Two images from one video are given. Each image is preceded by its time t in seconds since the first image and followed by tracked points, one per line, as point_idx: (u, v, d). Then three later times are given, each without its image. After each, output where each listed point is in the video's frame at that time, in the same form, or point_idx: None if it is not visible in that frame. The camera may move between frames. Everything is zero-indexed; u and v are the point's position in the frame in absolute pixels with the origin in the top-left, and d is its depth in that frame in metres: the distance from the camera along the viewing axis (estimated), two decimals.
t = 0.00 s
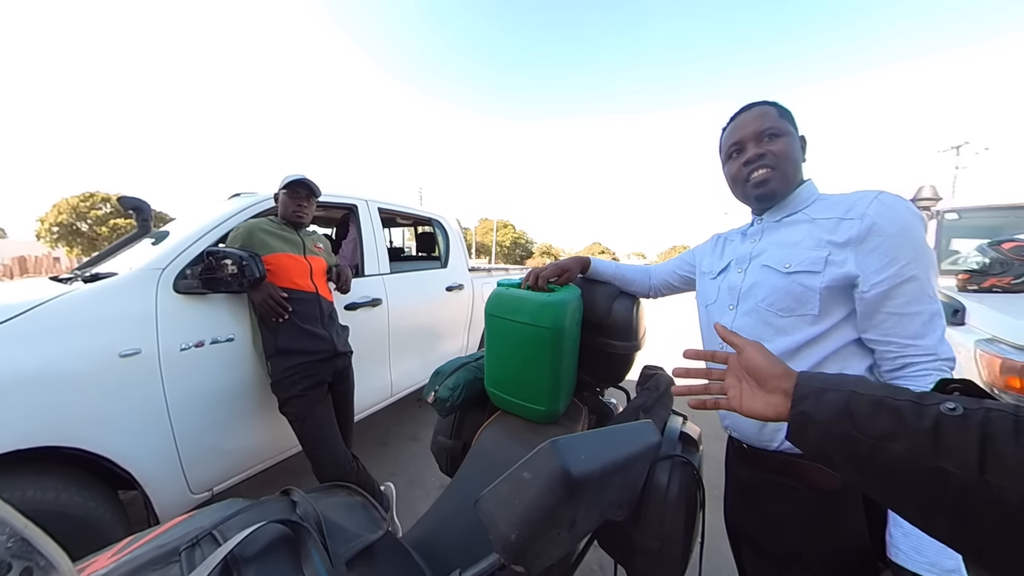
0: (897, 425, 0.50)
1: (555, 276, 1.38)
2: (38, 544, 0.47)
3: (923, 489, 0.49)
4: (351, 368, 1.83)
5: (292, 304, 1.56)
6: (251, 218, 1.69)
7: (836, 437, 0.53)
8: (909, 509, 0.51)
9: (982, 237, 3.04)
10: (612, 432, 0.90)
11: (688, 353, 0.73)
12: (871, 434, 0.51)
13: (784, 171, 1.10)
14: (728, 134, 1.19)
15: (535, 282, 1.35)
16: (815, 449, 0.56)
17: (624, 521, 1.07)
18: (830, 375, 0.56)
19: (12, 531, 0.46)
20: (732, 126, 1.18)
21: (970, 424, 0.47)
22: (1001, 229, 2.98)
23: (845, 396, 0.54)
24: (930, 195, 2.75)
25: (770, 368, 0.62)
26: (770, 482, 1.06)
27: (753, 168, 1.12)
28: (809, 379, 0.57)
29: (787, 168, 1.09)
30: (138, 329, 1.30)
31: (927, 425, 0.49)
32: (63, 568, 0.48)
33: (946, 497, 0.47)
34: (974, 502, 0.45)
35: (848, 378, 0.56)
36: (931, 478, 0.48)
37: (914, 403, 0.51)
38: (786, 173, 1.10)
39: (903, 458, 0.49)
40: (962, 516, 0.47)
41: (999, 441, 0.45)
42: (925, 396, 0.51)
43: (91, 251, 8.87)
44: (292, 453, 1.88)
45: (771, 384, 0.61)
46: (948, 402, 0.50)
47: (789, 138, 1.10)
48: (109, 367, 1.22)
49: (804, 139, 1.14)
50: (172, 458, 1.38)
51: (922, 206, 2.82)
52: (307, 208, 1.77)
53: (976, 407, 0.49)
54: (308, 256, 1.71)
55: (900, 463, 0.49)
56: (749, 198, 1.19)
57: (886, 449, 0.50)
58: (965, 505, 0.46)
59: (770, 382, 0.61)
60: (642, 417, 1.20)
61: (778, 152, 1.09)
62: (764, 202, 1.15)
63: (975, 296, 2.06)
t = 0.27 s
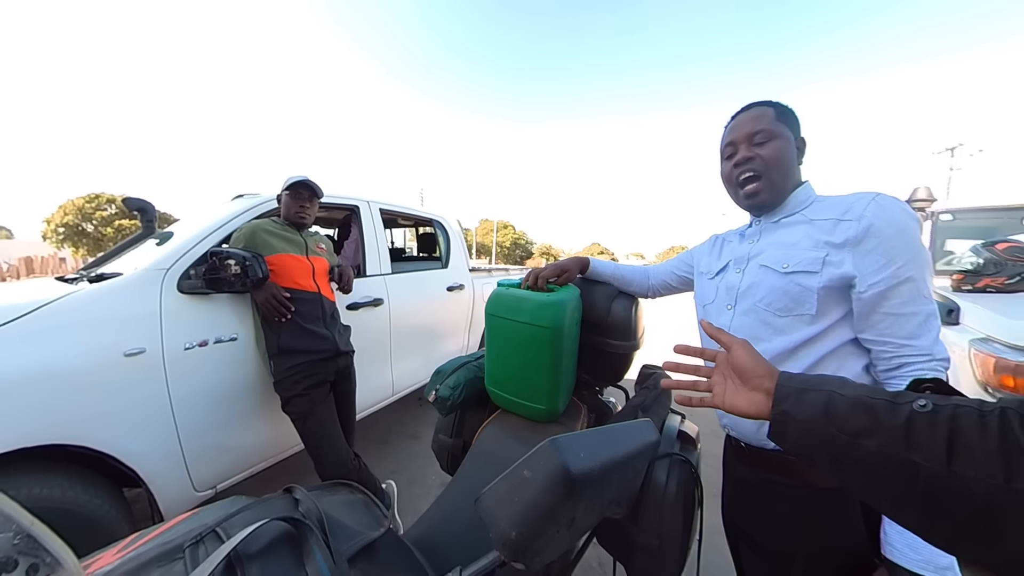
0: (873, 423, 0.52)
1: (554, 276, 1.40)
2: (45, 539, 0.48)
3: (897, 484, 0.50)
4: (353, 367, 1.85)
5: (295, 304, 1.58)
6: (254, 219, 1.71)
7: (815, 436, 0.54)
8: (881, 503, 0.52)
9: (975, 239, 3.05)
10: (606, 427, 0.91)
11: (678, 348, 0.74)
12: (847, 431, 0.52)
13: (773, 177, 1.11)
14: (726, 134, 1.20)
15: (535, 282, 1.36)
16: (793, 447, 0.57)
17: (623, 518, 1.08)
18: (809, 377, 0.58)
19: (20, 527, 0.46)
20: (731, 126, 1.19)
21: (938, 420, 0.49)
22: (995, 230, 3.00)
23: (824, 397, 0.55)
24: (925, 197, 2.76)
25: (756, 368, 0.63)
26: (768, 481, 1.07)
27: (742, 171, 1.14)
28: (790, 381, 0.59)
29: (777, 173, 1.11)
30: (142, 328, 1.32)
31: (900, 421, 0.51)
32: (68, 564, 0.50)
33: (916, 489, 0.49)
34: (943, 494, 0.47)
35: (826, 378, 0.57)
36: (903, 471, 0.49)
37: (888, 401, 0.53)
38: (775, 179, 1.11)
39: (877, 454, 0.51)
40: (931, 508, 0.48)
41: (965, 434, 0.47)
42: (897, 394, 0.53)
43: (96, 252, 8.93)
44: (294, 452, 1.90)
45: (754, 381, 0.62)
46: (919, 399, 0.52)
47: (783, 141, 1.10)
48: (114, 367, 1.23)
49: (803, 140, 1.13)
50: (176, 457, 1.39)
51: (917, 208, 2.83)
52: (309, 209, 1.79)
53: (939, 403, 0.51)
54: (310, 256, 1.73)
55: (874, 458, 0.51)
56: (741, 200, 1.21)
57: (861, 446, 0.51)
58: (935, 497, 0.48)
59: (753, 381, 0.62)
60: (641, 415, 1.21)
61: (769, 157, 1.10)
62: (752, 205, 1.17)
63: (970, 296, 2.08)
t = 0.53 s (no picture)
0: (859, 433, 0.53)
1: (554, 276, 1.41)
2: (50, 536, 0.49)
3: (887, 491, 0.51)
4: (354, 366, 1.86)
5: (297, 304, 1.59)
6: (256, 220, 1.72)
7: (804, 446, 0.56)
8: (876, 512, 0.53)
9: (969, 240, 3.07)
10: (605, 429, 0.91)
11: (687, 365, 0.78)
12: (833, 440, 0.54)
13: (759, 188, 1.13)
14: (725, 137, 1.20)
15: (535, 282, 1.37)
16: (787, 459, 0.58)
17: (622, 516, 1.10)
18: (798, 391, 0.59)
19: (27, 524, 0.46)
20: (730, 129, 1.19)
21: (922, 426, 0.51)
22: (988, 231, 3.02)
23: (811, 410, 0.57)
24: (919, 198, 2.77)
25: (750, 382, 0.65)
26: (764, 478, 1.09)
27: (730, 180, 1.17)
28: (778, 394, 0.60)
29: (763, 185, 1.12)
30: (146, 328, 1.33)
31: (886, 430, 0.52)
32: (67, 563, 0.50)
33: (906, 496, 0.50)
34: (931, 499, 0.48)
35: (810, 391, 0.59)
36: (891, 478, 0.50)
37: (874, 411, 0.54)
38: (760, 190, 1.14)
39: (865, 462, 0.52)
40: (924, 515, 0.49)
41: (948, 439, 0.49)
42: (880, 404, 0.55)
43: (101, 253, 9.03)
44: (297, 450, 1.91)
45: (747, 395, 0.64)
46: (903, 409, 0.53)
47: (774, 150, 1.10)
48: (119, 366, 1.25)
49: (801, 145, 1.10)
50: (180, 454, 1.41)
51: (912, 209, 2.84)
52: (312, 210, 1.80)
53: (922, 410, 0.53)
54: (312, 256, 1.74)
55: (862, 465, 0.52)
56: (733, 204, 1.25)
57: (849, 455, 0.53)
58: (926, 501, 0.48)
59: (745, 394, 0.64)
60: (639, 414, 1.22)
61: (756, 169, 1.11)
62: (739, 211, 1.21)
63: (964, 296, 2.09)
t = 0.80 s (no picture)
0: (914, 389, 0.51)
1: (553, 276, 1.43)
2: (60, 532, 0.49)
3: (942, 449, 0.50)
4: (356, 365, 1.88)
5: (300, 303, 1.61)
6: (260, 220, 1.74)
7: (854, 403, 0.54)
8: (916, 470, 0.52)
9: (963, 241, 3.08)
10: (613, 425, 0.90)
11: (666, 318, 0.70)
12: (891, 398, 0.52)
13: (749, 203, 1.16)
14: (714, 151, 1.21)
15: (535, 282, 1.39)
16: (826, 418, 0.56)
17: (621, 513, 1.11)
18: (836, 341, 0.56)
19: (34, 521, 0.46)
20: (718, 144, 1.19)
21: (987, 386, 0.49)
22: (982, 232, 3.03)
23: (856, 361, 0.55)
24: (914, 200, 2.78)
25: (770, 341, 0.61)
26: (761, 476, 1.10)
27: (722, 197, 1.20)
28: (812, 347, 0.57)
29: (754, 200, 1.15)
30: (151, 328, 1.35)
31: (946, 388, 0.50)
32: (80, 557, 0.50)
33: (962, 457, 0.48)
34: (989, 460, 0.47)
35: (855, 343, 0.56)
36: (950, 438, 0.49)
37: (930, 363, 0.53)
38: (752, 205, 1.16)
39: (924, 422, 0.50)
40: (974, 473, 0.48)
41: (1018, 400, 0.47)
42: (939, 357, 0.53)
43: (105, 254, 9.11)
44: (299, 448, 1.93)
45: (765, 354, 0.61)
46: (962, 363, 0.52)
47: (764, 164, 1.10)
48: (124, 365, 1.27)
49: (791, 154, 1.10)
50: (184, 452, 1.43)
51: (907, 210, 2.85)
52: (315, 211, 1.82)
53: (987, 368, 0.51)
54: (315, 256, 1.76)
55: (917, 427, 0.51)
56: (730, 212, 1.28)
57: (905, 413, 0.51)
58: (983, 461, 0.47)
59: (765, 354, 0.61)
60: (637, 412, 1.24)
61: (744, 188, 1.13)
62: (736, 222, 1.25)
63: (958, 296, 2.10)
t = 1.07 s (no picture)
0: (890, 409, 0.53)
1: (553, 277, 1.44)
2: (67, 530, 0.51)
3: (922, 467, 0.50)
4: (358, 364, 1.89)
5: (303, 303, 1.62)
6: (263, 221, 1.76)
7: (832, 425, 0.55)
8: (904, 489, 0.53)
9: (956, 241, 3.08)
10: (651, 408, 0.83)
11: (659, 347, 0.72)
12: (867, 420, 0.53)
13: (746, 208, 1.17)
14: (708, 160, 1.22)
15: (535, 282, 1.40)
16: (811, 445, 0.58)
17: (619, 511, 1.12)
18: (814, 366, 0.58)
19: (40, 517, 0.49)
20: (711, 152, 1.20)
21: (958, 402, 0.50)
22: (976, 233, 3.03)
23: (833, 387, 0.56)
24: (910, 201, 2.78)
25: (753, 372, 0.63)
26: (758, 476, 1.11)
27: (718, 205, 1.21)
28: (792, 372, 0.59)
29: (749, 205, 1.16)
30: (155, 327, 1.36)
31: (919, 406, 0.51)
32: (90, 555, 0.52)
33: (941, 473, 0.49)
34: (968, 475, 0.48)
35: (830, 366, 0.58)
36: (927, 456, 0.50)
37: (904, 383, 0.54)
38: (748, 210, 1.17)
39: (899, 441, 0.51)
40: (956, 489, 0.49)
41: (989, 415, 0.48)
42: (912, 377, 0.54)
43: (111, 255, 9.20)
44: (301, 447, 1.94)
45: (753, 381, 0.62)
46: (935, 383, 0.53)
47: (758, 171, 1.11)
48: (129, 364, 1.28)
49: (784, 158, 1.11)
50: (188, 450, 1.44)
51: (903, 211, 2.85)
52: (317, 212, 1.83)
53: (960, 383, 0.52)
54: (317, 257, 1.77)
55: (896, 445, 0.52)
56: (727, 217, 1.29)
57: (883, 433, 0.52)
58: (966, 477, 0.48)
59: (751, 380, 0.62)
60: (636, 411, 1.25)
61: (739, 194, 1.15)
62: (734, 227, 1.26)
63: (953, 296, 2.11)
